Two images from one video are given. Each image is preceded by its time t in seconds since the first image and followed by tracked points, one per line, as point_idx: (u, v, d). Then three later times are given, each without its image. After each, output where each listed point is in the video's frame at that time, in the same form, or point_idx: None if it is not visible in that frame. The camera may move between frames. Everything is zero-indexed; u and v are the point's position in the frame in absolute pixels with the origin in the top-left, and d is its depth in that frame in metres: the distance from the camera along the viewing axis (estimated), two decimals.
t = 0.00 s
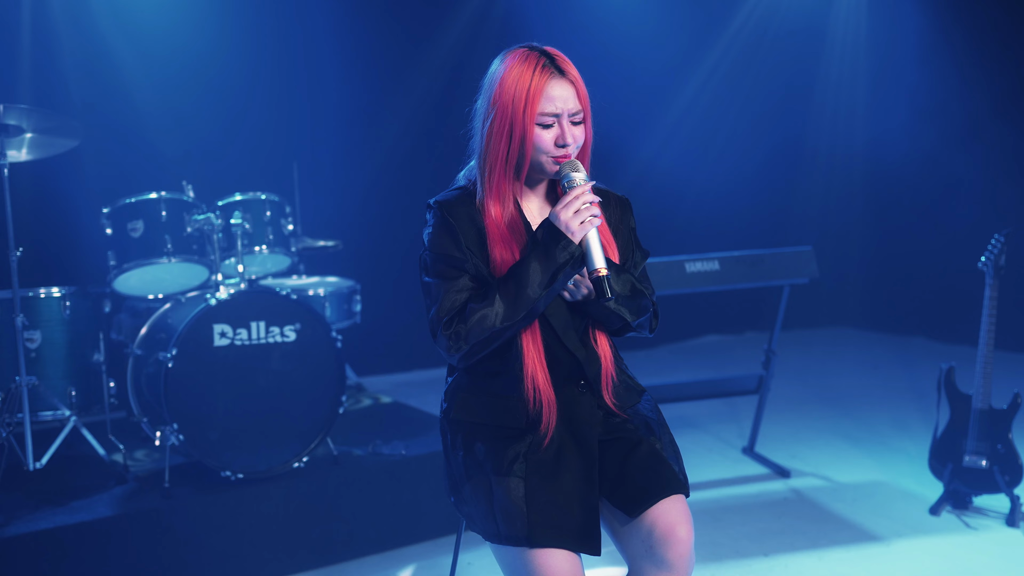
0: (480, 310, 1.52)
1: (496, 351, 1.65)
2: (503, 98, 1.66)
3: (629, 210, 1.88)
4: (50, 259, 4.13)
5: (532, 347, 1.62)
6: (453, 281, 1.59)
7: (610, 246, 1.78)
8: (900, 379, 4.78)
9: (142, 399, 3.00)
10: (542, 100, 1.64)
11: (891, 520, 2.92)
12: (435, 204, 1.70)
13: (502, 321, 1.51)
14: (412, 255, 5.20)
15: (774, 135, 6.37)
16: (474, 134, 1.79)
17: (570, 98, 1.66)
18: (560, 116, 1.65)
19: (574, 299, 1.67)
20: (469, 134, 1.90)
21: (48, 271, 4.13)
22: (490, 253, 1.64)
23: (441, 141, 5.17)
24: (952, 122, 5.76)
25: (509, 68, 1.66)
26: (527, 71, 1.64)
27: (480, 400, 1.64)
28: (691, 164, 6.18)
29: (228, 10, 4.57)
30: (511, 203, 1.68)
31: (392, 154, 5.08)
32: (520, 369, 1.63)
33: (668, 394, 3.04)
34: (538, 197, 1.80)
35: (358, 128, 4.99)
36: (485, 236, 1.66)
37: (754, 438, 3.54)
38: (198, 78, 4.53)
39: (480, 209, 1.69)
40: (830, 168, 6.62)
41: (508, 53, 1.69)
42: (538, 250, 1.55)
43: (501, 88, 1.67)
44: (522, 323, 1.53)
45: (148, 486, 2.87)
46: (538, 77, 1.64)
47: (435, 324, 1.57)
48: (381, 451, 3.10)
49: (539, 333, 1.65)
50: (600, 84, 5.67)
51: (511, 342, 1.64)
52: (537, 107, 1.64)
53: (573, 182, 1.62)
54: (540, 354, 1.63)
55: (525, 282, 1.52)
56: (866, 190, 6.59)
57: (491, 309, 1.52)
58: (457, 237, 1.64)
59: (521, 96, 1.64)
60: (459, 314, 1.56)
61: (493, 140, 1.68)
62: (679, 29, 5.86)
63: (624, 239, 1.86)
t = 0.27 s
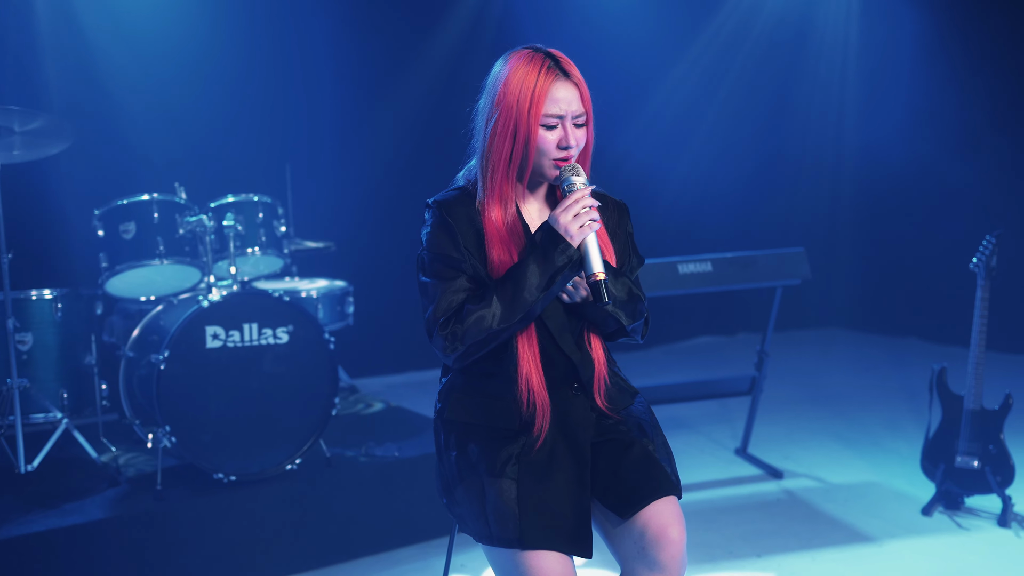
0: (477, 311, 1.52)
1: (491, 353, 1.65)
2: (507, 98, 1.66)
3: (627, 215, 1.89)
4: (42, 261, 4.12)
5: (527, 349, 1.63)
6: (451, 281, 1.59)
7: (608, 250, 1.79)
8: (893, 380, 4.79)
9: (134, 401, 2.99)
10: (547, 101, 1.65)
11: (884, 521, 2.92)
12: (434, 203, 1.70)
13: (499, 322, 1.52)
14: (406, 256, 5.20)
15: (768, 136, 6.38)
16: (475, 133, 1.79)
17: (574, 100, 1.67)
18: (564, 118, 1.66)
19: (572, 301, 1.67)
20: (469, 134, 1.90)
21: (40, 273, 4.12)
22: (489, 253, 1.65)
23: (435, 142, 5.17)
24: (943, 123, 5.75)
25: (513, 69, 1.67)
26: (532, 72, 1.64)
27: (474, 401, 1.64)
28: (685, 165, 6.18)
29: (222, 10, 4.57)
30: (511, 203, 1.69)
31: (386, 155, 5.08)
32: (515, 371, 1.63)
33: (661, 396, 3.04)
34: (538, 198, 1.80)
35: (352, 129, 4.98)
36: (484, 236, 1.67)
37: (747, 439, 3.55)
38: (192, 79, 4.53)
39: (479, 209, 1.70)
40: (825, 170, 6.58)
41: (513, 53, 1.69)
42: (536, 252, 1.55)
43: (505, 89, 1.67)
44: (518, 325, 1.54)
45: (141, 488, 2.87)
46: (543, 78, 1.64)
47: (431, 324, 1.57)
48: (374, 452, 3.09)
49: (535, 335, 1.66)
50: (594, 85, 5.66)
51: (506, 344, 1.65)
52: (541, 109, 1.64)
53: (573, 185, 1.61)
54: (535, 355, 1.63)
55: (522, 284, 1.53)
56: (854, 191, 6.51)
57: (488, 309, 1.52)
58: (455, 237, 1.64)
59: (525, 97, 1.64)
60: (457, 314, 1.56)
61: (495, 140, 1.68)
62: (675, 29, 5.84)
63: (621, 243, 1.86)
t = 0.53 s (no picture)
0: (471, 312, 1.52)
1: (485, 356, 1.65)
2: (504, 99, 1.67)
3: (622, 220, 1.89)
4: (35, 264, 4.10)
5: (522, 352, 1.63)
6: (446, 282, 1.59)
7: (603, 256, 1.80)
8: (886, 382, 4.81)
9: (125, 405, 2.98)
10: (544, 102, 1.65)
11: (876, 522, 2.93)
12: (430, 205, 1.70)
13: (493, 323, 1.52)
14: (400, 259, 5.20)
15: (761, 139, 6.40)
16: (473, 136, 1.80)
17: (570, 102, 1.67)
18: (560, 119, 1.66)
19: (569, 306, 1.67)
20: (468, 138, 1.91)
21: (32, 276, 4.11)
22: (485, 255, 1.65)
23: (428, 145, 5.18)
24: (935, 126, 5.76)
25: (511, 71, 1.67)
26: (529, 73, 1.65)
27: (468, 404, 1.64)
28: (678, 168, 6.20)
29: (214, 13, 4.57)
30: (508, 204, 1.68)
31: (380, 158, 5.08)
32: (509, 374, 1.63)
33: (653, 398, 3.04)
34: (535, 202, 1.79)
35: (345, 132, 4.98)
36: (480, 238, 1.67)
37: (739, 442, 3.55)
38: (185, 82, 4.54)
39: (475, 211, 1.70)
40: (815, 174, 6.57)
41: (511, 56, 1.70)
42: (530, 254, 1.55)
43: (502, 90, 1.68)
44: (512, 326, 1.54)
45: (132, 492, 2.86)
46: (540, 79, 1.65)
47: (425, 325, 1.57)
48: (366, 456, 3.09)
49: (530, 338, 1.66)
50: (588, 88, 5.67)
51: (500, 347, 1.64)
52: (538, 110, 1.65)
53: (568, 187, 1.63)
54: (530, 359, 1.63)
55: (516, 286, 1.53)
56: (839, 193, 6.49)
57: (482, 311, 1.52)
58: (451, 238, 1.64)
59: (522, 98, 1.64)
60: (451, 316, 1.56)
61: (493, 141, 1.68)
62: (668, 33, 5.86)
63: (617, 248, 1.86)
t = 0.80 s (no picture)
0: (460, 319, 1.52)
1: (476, 360, 1.65)
2: (496, 102, 1.67)
3: (615, 224, 1.90)
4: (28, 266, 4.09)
5: (512, 358, 1.62)
6: (435, 289, 1.60)
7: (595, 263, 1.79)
8: (879, 385, 4.82)
9: (117, 409, 2.97)
10: (536, 103, 1.65)
11: (868, 525, 2.94)
12: (421, 211, 1.70)
13: (481, 330, 1.52)
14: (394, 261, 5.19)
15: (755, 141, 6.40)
16: (466, 141, 1.80)
17: (562, 103, 1.67)
18: (552, 119, 1.66)
19: (559, 314, 1.66)
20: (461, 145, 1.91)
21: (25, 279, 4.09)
22: (476, 260, 1.66)
23: (422, 147, 5.18)
24: (928, 128, 5.78)
25: (503, 74, 1.68)
26: (520, 75, 1.65)
27: (458, 410, 1.64)
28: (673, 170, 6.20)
29: (207, 14, 4.56)
30: (501, 207, 1.68)
31: (373, 161, 5.08)
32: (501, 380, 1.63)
33: (645, 402, 3.04)
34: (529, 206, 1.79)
35: (339, 134, 4.98)
36: (471, 242, 1.67)
37: (732, 445, 3.56)
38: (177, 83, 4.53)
39: (468, 216, 1.70)
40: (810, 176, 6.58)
41: (502, 60, 1.70)
42: (519, 263, 1.55)
43: (494, 94, 1.68)
44: (500, 334, 1.53)
45: (124, 496, 2.85)
46: (532, 81, 1.65)
47: (414, 332, 1.58)
48: (359, 460, 3.09)
49: (521, 344, 1.66)
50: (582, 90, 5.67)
51: (491, 352, 1.64)
52: (530, 111, 1.65)
53: (559, 196, 1.63)
54: (521, 364, 1.63)
55: (504, 295, 1.52)
56: (832, 195, 6.51)
57: (471, 318, 1.52)
58: (442, 243, 1.64)
59: (514, 99, 1.65)
60: (440, 322, 1.56)
61: (487, 144, 1.68)
62: (661, 35, 5.87)
63: (610, 254, 1.86)
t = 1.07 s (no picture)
0: (451, 322, 1.52)
1: (469, 364, 1.65)
2: (483, 106, 1.67)
3: (606, 227, 1.89)
4: (20, 270, 4.08)
5: (504, 362, 1.62)
6: (426, 294, 1.60)
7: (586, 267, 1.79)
8: (872, 388, 4.83)
9: (109, 413, 2.95)
10: (524, 105, 1.65)
11: (861, 528, 2.94)
12: (411, 216, 1.70)
13: (472, 333, 1.52)
14: (388, 264, 5.19)
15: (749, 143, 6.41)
16: (455, 146, 1.80)
17: (550, 104, 1.67)
18: (540, 120, 1.66)
19: (552, 318, 1.66)
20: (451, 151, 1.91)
21: (18, 282, 4.08)
22: (466, 263, 1.66)
23: (415, 150, 5.18)
24: (920, 131, 5.79)
25: (490, 78, 1.68)
26: (507, 78, 1.66)
27: (451, 414, 1.64)
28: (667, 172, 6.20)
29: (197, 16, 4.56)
30: (491, 209, 1.68)
31: (367, 164, 5.07)
32: (493, 384, 1.63)
33: (638, 406, 3.04)
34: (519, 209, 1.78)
35: (333, 137, 4.98)
36: (461, 245, 1.67)
37: (725, 448, 3.56)
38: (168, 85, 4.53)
39: (457, 220, 1.70)
40: (804, 178, 6.58)
41: (489, 63, 1.70)
42: (508, 263, 1.55)
43: (481, 97, 1.68)
44: (492, 336, 1.53)
45: (116, 501, 2.84)
46: (518, 83, 1.65)
47: (406, 337, 1.58)
48: (352, 464, 3.09)
49: (513, 349, 1.66)
50: (575, 93, 5.67)
51: (484, 357, 1.64)
52: (517, 113, 1.65)
53: (545, 193, 1.63)
54: (513, 368, 1.63)
55: (494, 297, 1.52)
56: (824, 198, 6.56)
57: (461, 321, 1.52)
58: (431, 248, 1.64)
59: (500, 101, 1.65)
60: (431, 327, 1.57)
61: (475, 147, 1.68)
62: (655, 38, 5.88)
63: (601, 257, 1.86)
